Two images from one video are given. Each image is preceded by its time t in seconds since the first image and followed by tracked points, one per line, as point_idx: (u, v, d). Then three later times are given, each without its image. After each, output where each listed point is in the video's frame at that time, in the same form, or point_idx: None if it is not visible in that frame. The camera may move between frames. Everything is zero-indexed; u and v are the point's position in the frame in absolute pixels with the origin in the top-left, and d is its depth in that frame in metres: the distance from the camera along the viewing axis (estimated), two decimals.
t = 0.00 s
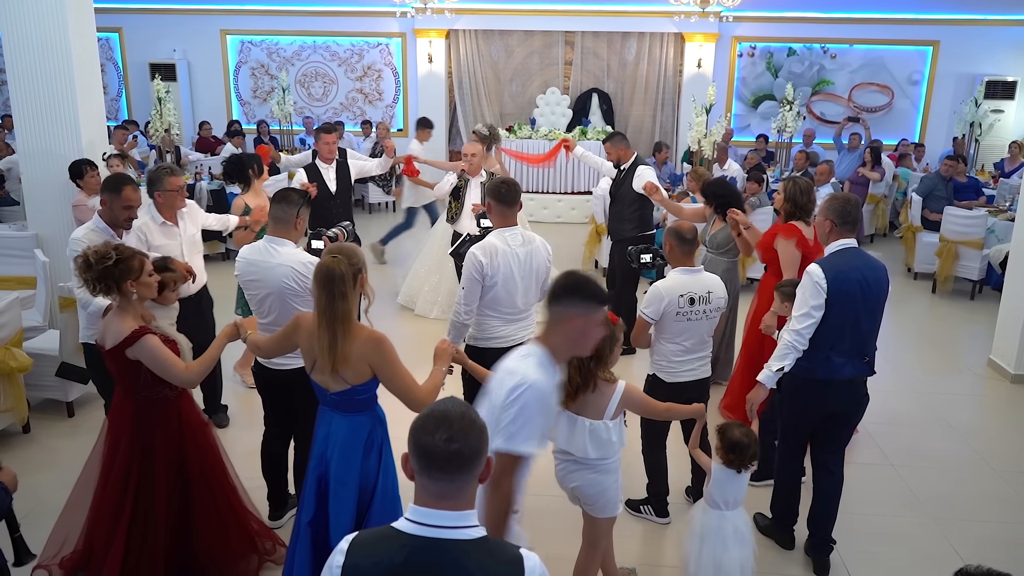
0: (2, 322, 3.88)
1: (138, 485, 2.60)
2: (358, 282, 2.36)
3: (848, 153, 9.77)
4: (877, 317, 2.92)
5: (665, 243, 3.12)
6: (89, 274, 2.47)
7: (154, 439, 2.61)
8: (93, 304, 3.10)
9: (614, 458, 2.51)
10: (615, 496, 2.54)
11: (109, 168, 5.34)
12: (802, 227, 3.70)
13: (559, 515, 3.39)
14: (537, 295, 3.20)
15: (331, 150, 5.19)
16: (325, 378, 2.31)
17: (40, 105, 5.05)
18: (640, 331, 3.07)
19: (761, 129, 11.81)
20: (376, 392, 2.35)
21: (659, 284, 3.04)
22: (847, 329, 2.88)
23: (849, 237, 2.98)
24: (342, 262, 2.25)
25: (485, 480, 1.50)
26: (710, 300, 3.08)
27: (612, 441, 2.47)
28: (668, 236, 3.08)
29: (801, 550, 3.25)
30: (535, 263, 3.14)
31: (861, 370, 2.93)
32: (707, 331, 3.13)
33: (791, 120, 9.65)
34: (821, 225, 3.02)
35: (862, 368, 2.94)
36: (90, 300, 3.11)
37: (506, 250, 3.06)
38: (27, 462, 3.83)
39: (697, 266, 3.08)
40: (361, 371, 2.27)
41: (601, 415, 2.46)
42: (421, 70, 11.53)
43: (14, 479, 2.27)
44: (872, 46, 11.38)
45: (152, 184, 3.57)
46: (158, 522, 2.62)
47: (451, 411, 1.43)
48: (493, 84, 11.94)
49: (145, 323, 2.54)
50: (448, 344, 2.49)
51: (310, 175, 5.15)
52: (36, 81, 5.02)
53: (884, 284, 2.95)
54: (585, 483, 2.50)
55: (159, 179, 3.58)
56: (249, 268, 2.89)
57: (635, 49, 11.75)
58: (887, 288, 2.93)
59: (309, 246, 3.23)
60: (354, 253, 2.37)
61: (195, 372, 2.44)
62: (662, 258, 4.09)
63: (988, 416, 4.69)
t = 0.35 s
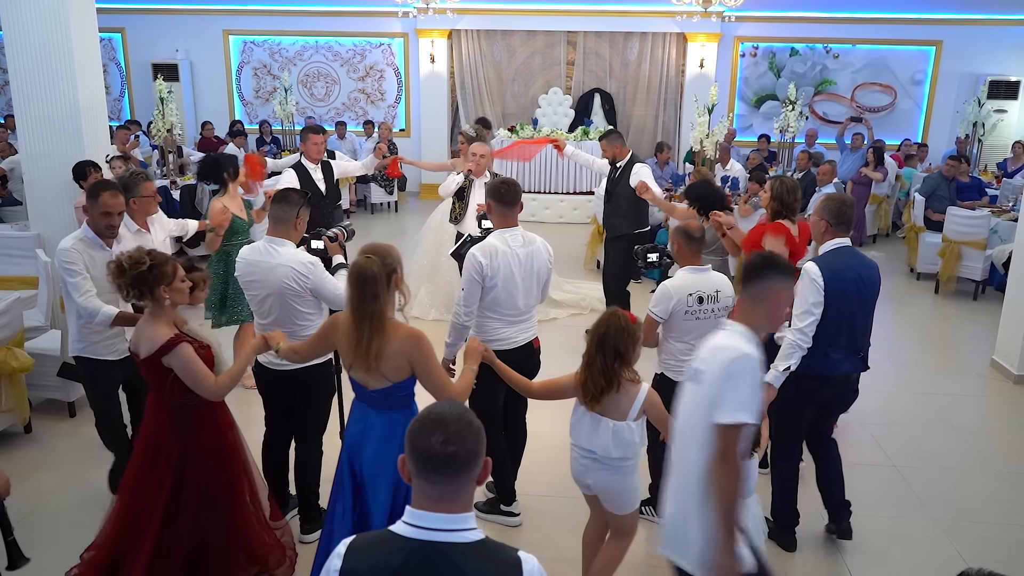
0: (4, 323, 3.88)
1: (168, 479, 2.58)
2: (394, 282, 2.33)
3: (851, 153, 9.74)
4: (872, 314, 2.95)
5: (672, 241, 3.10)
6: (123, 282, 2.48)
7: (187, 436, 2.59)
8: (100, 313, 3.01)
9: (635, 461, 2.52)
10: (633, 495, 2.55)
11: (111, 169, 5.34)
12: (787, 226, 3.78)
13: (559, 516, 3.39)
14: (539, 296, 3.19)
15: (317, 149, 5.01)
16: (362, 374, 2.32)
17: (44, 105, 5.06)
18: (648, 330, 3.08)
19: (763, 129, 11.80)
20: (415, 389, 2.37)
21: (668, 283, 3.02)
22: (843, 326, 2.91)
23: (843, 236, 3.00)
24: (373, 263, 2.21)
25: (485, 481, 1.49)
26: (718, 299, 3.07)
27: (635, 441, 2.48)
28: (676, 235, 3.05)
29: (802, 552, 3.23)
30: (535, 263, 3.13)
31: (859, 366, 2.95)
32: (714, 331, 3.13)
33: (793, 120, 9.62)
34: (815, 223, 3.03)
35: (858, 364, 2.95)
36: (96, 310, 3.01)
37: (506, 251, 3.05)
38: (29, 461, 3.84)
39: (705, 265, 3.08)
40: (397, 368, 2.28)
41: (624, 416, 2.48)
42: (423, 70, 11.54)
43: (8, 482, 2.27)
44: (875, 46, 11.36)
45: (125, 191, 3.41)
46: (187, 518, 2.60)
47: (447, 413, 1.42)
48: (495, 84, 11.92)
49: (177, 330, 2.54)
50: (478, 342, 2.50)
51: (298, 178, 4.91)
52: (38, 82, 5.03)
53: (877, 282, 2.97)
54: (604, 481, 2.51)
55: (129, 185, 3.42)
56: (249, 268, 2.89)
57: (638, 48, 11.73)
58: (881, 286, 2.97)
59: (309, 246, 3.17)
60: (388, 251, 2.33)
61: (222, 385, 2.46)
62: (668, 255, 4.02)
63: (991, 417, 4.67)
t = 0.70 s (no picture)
0: (5, 323, 3.88)
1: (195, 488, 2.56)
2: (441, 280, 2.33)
3: (853, 153, 9.71)
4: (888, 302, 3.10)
5: (680, 240, 3.11)
6: (157, 283, 2.40)
7: (213, 447, 2.55)
8: (110, 317, 2.86)
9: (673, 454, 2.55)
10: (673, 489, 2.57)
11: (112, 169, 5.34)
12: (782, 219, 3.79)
13: (561, 516, 3.39)
14: (541, 297, 3.19)
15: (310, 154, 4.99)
16: (408, 371, 2.33)
17: (46, 106, 5.06)
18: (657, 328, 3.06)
19: (765, 129, 11.78)
20: (460, 383, 2.38)
21: (677, 282, 3.02)
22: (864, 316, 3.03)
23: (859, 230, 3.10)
24: (420, 259, 2.23)
25: (485, 481, 1.49)
26: (726, 298, 3.08)
27: (674, 433, 2.51)
28: (685, 234, 3.07)
29: (804, 551, 3.24)
30: (537, 264, 3.13)
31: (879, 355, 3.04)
32: (722, 329, 3.13)
33: (796, 120, 9.60)
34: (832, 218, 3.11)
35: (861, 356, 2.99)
36: (104, 315, 2.86)
37: (507, 252, 3.05)
38: (31, 461, 3.84)
39: (712, 264, 3.08)
40: (444, 363, 2.30)
41: (659, 408, 2.48)
42: (425, 70, 11.55)
43: (8, 484, 2.26)
44: (877, 46, 11.35)
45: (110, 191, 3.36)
46: (210, 523, 2.58)
47: (448, 414, 1.42)
48: (497, 85, 11.91)
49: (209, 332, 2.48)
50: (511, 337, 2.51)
51: (291, 175, 4.91)
52: (40, 83, 5.03)
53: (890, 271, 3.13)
54: (648, 477, 2.51)
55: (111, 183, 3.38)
56: (249, 269, 2.89)
57: (639, 48, 11.70)
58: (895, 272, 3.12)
59: (309, 246, 3.15)
60: (435, 248, 2.34)
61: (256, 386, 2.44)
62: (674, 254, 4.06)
63: (994, 417, 4.66)
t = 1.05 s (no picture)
0: (6, 323, 3.89)
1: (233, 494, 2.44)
2: (484, 281, 2.31)
3: (853, 153, 9.70)
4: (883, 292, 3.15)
5: (687, 239, 3.12)
6: (194, 287, 2.30)
7: (250, 451, 2.45)
8: (123, 323, 2.75)
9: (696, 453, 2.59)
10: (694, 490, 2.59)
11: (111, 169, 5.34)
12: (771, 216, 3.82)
13: (561, 516, 3.39)
14: (543, 298, 3.18)
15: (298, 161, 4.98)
16: (453, 369, 2.32)
17: (46, 106, 5.06)
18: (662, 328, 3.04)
19: (765, 129, 11.78)
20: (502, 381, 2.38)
21: (684, 281, 2.99)
22: (861, 308, 3.07)
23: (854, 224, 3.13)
24: (463, 258, 2.22)
25: (486, 483, 1.49)
26: (733, 297, 3.07)
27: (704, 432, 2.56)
28: (692, 233, 3.09)
29: (804, 550, 3.24)
30: (539, 266, 3.11)
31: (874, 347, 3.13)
32: (727, 329, 3.12)
33: (796, 120, 9.60)
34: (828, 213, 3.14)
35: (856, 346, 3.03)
36: (117, 321, 2.75)
37: (507, 254, 3.04)
38: (32, 461, 3.84)
39: (719, 265, 3.09)
40: (489, 362, 2.30)
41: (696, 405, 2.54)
42: (425, 70, 11.56)
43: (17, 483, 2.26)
44: (878, 46, 11.35)
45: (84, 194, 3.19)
46: (248, 529, 2.47)
47: (448, 414, 1.42)
48: (497, 85, 11.91)
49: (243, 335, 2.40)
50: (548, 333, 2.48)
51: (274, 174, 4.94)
52: (40, 83, 5.03)
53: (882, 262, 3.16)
54: (673, 474, 2.53)
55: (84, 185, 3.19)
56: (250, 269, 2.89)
57: (640, 49, 11.70)
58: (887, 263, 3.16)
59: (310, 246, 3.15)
60: (479, 249, 2.33)
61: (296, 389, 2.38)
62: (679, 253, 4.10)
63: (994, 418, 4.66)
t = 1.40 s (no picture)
0: (5, 323, 3.88)
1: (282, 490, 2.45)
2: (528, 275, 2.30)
3: (853, 154, 9.69)
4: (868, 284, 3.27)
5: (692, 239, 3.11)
6: (239, 297, 2.23)
7: (295, 446, 2.44)
8: (152, 328, 2.71)
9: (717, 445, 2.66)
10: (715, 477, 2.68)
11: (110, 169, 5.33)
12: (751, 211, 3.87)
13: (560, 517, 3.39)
14: (545, 299, 3.18)
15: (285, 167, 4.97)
16: (497, 359, 2.34)
17: (46, 106, 5.06)
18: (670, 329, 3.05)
19: (765, 129, 11.77)
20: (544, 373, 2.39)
21: (691, 281, 3.00)
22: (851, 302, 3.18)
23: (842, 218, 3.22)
24: (505, 252, 2.21)
25: (485, 485, 1.49)
26: (738, 296, 3.08)
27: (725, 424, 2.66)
28: (697, 233, 3.07)
29: (805, 552, 3.23)
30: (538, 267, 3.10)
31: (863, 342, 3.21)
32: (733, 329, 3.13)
33: (796, 120, 9.59)
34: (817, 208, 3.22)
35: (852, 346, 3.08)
36: (145, 326, 2.71)
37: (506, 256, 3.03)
38: (31, 462, 3.84)
39: (724, 264, 3.08)
40: (530, 351, 2.29)
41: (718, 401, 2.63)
42: (425, 69, 11.56)
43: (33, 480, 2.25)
44: (878, 46, 11.34)
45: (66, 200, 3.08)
46: (299, 528, 2.49)
47: (446, 417, 1.42)
48: (497, 85, 11.91)
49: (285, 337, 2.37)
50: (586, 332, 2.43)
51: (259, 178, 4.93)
52: (39, 83, 5.03)
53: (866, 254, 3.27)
54: (697, 464, 2.62)
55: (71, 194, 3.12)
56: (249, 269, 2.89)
57: (640, 49, 11.70)
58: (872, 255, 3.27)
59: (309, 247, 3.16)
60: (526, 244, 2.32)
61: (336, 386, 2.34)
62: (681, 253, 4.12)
63: (993, 418, 4.65)
